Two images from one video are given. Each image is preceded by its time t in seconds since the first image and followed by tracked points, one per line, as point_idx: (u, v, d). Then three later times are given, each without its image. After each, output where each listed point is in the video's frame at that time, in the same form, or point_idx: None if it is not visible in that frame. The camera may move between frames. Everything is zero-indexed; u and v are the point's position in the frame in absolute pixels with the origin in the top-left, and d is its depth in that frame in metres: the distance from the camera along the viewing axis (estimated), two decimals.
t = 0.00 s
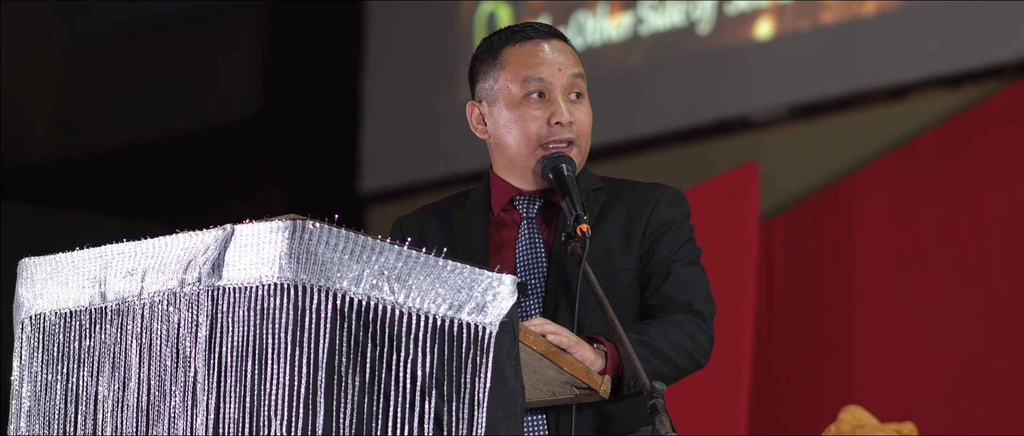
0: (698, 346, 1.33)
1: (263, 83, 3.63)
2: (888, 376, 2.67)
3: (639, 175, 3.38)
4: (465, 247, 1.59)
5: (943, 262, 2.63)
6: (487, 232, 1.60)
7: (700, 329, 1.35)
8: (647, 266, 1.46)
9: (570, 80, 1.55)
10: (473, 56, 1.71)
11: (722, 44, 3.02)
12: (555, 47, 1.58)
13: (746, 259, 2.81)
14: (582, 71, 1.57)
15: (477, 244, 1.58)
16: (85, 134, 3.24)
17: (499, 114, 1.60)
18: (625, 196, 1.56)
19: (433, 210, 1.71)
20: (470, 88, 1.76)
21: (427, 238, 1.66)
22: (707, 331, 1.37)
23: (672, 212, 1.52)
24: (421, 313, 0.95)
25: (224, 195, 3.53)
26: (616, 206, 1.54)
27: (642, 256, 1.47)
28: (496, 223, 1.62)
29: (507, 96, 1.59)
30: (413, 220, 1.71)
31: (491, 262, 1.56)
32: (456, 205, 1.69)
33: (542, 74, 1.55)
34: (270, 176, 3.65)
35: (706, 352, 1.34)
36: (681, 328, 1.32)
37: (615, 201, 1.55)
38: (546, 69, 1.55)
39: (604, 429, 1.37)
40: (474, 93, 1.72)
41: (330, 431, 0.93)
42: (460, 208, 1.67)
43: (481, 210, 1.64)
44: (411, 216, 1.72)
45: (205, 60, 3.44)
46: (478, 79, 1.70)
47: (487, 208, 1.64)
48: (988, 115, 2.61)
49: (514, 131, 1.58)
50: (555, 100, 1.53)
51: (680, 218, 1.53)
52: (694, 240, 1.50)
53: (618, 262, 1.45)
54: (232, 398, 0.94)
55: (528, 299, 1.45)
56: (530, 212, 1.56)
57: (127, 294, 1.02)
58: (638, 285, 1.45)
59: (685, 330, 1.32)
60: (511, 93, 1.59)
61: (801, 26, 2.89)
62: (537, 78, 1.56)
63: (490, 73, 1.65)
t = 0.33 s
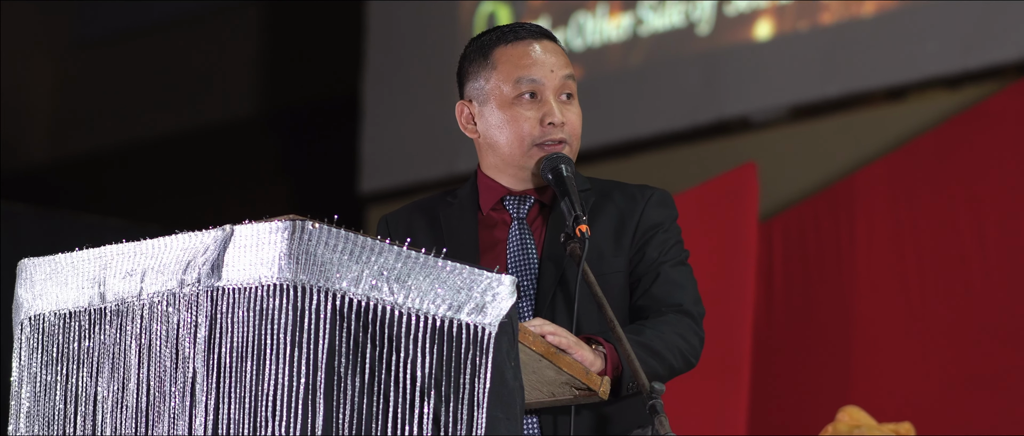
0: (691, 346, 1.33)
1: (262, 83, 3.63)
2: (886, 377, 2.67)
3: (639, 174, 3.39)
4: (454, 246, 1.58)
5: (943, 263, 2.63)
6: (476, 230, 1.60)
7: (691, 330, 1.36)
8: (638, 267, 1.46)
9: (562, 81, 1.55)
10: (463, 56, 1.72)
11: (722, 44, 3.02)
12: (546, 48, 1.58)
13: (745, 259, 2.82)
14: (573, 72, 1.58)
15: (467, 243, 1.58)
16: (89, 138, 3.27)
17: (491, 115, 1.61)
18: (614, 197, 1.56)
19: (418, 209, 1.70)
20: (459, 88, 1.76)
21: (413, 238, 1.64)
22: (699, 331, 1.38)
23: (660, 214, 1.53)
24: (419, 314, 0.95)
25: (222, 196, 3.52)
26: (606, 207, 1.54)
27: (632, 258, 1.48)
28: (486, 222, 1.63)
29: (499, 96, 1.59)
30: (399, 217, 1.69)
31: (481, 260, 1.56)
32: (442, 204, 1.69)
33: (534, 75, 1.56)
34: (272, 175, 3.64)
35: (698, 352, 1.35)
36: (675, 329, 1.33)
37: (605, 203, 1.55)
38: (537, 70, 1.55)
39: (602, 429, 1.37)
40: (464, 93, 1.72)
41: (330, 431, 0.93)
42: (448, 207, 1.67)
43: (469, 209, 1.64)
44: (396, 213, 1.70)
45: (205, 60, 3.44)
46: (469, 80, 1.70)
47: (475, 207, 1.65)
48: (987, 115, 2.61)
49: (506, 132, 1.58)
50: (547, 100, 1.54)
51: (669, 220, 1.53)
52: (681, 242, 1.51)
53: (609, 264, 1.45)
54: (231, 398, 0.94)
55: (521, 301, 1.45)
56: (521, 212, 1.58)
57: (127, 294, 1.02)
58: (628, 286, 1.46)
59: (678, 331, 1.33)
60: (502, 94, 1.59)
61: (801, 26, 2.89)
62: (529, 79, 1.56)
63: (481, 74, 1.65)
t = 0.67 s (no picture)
0: (690, 344, 1.33)
1: (262, 83, 3.64)
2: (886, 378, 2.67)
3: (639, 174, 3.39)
4: (450, 246, 1.58)
5: (942, 262, 2.63)
6: (472, 230, 1.60)
7: (690, 328, 1.36)
8: (635, 266, 1.46)
9: (559, 83, 1.56)
10: (460, 57, 1.72)
11: (722, 44, 3.03)
12: (543, 49, 1.58)
13: (745, 260, 2.82)
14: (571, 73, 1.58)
15: (465, 243, 1.57)
16: (93, 138, 3.28)
17: (490, 118, 1.61)
18: (610, 196, 1.56)
19: (413, 210, 1.70)
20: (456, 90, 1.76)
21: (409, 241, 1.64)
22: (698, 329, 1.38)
23: (656, 213, 1.53)
24: (419, 314, 0.95)
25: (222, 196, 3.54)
26: (602, 206, 1.54)
27: (629, 257, 1.48)
28: (482, 224, 1.63)
29: (498, 99, 1.60)
30: (395, 218, 1.69)
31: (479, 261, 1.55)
32: (438, 204, 1.68)
33: (532, 77, 1.56)
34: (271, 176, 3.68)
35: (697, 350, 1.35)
36: (672, 327, 1.33)
37: (601, 202, 1.55)
38: (535, 72, 1.56)
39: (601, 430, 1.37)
40: (461, 95, 1.73)
41: (329, 431, 0.93)
42: (443, 207, 1.66)
43: (465, 208, 1.64)
44: (392, 213, 1.70)
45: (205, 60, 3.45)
46: (466, 81, 1.70)
47: (471, 207, 1.64)
48: (987, 115, 2.61)
49: (505, 135, 1.59)
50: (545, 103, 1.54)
51: (664, 219, 1.53)
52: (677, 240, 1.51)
53: (605, 263, 1.46)
54: (231, 398, 0.94)
55: (517, 302, 1.45)
56: (517, 212, 1.58)
57: (127, 294, 1.02)
58: (624, 285, 1.46)
59: (677, 329, 1.33)
60: (501, 97, 1.60)
61: (801, 26, 2.90)
62: (527, 82, 1.56)
63: (478, 76, 1.66)
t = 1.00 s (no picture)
0: (691, 341, 1.34)
1: (262, 83, 3.64)
2: (885, 377, 2.67)
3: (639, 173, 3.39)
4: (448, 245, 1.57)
5: (943, 262, 2.63)
6: (471, 229, 1.59)
7: (690, 324, 1.36)
8: (635, 263, 1.46)
9: (558, 76, 1.57)
10: (456, 55, 1.72)
11: (722, 43, 3.03)
12: (541, 43, 1.60)
13: (744, 258, 2.82)
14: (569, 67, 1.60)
15: (463, 242, 1.56)
16: (93, 136, 3.28)
17: (490, 112, 1.62)
18: (609, 192, 1.56)
19: (410, 209, 1.69)
20: (452, 89, 1.76)
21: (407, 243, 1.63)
22: (698, 326, 1.38)
23: (654, 208, 1.53)
24: (419, 313, 0.95)
25: (224, 197, 3.55)
26: (602, 202, 1.54)
27: (629, 253, 1.48)
28: (481, 221, 1.62)
29: (498, 93, 1.60)
30: (393, 217, 1.68)
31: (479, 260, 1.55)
32: (436, 203, 1.67)
33: (531, 70, 1.57)
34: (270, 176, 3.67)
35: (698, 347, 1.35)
36: (672, 324, 1.33)
37: (601, 199, 1.55)
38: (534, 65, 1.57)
39: (604, 429, 1.37)
40: (458, 93, 1.73)
41: (330, 431, 0.93)
42: (441, 206, 1.66)
43: (463, 206, 1.63)
44: (391, 213, 1.69)
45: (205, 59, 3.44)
46: (463, 79, 1.71)
47: (471, 204, 1.64)
48: (986, 114, 2.61)
49: (505, 128, 1.59)
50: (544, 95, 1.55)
51: (663, 215, 1.53)
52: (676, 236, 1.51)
53: (605, 260, 1.46)
54: (231, 397, 0.94)
55: (517, 300, 1.45)
56: (516, 210, 1.58)
57: (127, 293, 1.02)
58: (625, 282, 1.46)
59: (678, 327, 1.33)
60: (500, 90, 1.61)
61: (801, 25, 2.89)
62: (526, 75, 1.57)
63: (476, 72, 1.66)
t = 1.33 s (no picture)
0: (696, 346, 1.34)
1: (263, 83, 3.63)
2: (884, 377, 2.67)
3: (639, 173, 3.39)
4: (456, 243, 1.58)
5: (943, 261, 2.63)
6: (479, 227, 1.60)
7: (697, 330, 1.36)
8: (643, 266, 1.46)
9: (545, 79, 1.57)
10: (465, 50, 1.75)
11: (722, 42, 3.03)
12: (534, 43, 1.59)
13: (744, 257, 2.82)
14: (563, 68, 1.59)
15: (471, 242, 1.58)
16: (93, 136, 3.29)
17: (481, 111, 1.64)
18: (620, 194, 1.57)
19: (422, 210, 1.70)
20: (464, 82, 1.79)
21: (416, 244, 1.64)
22: (705, 332, 1.38)
23: (665, 212, 1.53)
24: (419, 312, 0.95)
25: (224, 196, 3.55)
26: (612, 204, 1.54)
27: (638, 256, 1.48)
28: (490, 222, 1.63)
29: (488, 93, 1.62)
30: (405, 217, 1.70)
31: (487, 260, 1.56)
32: (448, 204, 1.69)
33: (517, 72, 1.58)
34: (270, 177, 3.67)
35: (703, 353, 1.35)
36: (678, 328, 1.33)
37: (611, 200, 1.55)
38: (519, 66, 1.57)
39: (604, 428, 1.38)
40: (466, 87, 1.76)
41: (330, 431, 0.93)
42: (452, 207, 1.67)
43: (474, 207, 1.64)
44: (402, 214, 1.71)
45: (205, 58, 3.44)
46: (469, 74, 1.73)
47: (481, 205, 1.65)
48: (987, 113, 2.61)
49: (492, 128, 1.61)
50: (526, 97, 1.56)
51: (675, 218, 1.53)
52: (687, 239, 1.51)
53: (613, 262, 1.46)
54: (231, 397, 0.94)
55: (523, 299, 1.46)
56: (524, 211, 1.59)
57: (127, 293, 1.02)
58: (633, 284, 1.46)
59: (683, 331, 1.34)
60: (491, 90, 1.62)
61: (801, 25, 2.90)
62: (511, 76, 1.58)
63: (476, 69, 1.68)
